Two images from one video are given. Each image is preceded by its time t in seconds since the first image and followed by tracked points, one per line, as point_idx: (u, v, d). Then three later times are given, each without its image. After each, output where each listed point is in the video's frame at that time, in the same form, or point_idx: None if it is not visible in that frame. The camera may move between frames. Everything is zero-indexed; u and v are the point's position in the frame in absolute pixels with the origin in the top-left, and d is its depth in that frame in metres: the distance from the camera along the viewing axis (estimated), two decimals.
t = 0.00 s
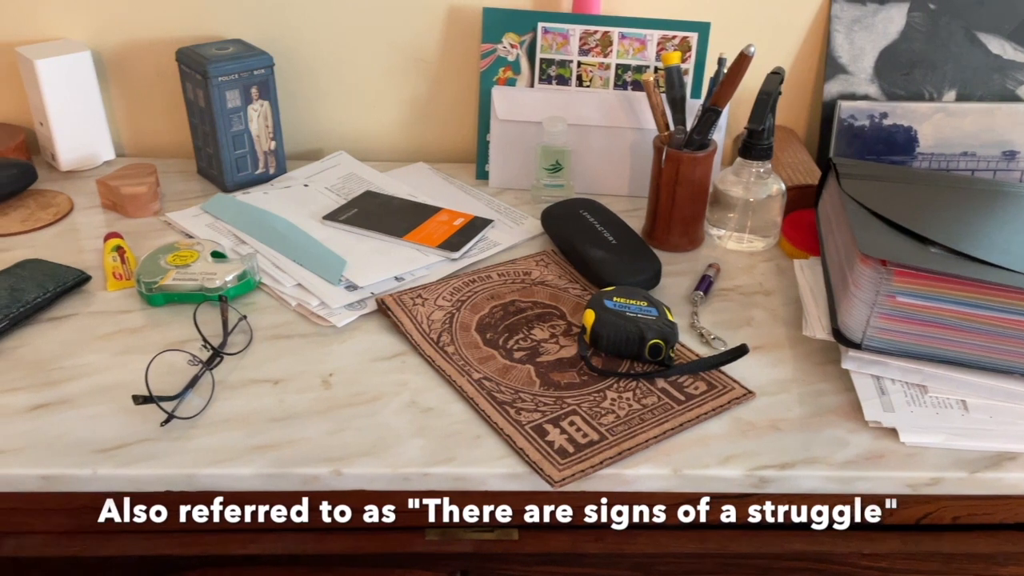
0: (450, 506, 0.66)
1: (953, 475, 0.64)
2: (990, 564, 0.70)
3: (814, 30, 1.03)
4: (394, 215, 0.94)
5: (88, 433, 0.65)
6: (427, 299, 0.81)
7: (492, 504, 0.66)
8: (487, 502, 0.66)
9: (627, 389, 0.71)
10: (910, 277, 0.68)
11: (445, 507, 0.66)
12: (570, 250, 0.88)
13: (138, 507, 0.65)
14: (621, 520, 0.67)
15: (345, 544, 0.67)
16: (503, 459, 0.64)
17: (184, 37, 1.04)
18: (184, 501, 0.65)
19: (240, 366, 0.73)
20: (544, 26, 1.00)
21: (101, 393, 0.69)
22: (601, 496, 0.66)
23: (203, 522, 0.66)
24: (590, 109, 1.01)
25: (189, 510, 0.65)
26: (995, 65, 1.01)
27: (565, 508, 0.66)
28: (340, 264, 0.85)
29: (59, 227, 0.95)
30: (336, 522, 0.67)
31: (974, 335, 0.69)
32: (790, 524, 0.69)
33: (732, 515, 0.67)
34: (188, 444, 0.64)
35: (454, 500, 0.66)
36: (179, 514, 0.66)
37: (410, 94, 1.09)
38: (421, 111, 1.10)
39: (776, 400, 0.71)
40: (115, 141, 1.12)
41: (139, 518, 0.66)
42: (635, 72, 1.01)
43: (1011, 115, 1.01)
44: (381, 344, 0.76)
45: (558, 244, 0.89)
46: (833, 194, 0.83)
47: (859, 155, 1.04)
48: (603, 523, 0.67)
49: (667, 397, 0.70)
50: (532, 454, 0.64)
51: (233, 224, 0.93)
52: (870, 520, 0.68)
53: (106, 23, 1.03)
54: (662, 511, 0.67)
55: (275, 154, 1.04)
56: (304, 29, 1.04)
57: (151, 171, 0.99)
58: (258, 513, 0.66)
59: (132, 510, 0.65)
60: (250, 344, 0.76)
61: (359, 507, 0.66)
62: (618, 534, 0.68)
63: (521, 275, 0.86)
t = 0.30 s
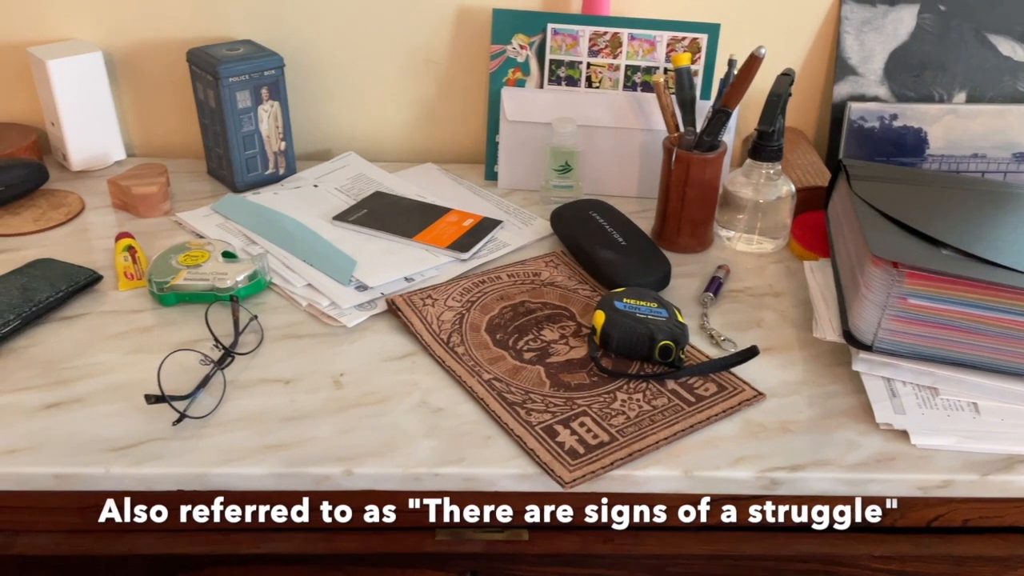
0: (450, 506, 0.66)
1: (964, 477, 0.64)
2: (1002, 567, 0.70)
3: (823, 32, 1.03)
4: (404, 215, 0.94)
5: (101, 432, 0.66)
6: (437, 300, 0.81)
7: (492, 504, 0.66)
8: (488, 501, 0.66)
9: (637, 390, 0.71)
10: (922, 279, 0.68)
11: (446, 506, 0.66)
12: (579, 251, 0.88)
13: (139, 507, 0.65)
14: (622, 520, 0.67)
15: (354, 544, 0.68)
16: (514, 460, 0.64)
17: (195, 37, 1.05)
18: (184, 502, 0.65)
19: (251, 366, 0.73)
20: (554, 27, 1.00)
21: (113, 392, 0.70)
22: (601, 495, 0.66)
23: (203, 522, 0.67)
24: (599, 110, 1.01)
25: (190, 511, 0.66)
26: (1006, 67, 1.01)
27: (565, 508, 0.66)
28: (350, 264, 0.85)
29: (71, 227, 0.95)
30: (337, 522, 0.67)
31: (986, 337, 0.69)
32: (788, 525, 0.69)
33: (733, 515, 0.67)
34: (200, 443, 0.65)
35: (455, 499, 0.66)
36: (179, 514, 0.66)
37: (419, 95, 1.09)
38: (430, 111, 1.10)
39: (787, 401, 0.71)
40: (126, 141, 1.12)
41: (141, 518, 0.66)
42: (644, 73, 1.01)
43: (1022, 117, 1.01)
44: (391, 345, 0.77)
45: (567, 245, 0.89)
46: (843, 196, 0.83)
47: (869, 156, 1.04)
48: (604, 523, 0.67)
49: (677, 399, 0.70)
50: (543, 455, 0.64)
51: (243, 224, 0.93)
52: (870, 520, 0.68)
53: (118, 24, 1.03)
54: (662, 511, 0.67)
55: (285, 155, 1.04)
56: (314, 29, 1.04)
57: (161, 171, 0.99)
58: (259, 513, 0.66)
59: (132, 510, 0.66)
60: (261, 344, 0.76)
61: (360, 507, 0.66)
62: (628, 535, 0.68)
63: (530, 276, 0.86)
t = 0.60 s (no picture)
0: (450, 506, 0.66)
1: (975, 481, 0.64)
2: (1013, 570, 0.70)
3: (833, 34, 1.03)
4: (413, 217, 0.94)
5: (113, 432, 0.66)
6: (446, 301, 0.81)
7: (493, 504, 0.66)
8: (487, 501, 0.66)
9: (647, 392, 0.71)
10: (933, 282, 0.67)
11: (446, 506, 0.66)
12: (588, 252, 0.88)
13: (139, 507, 0.66)
14: (623, 520, 0.67)
15: (364, 545, 0.68)
16: (525, 462, 0.64)
17: (206, 39, 1.05)
18: (185, 502, 0.65)
19: (262, 366, 0.73)
20: (564, 29, 1.00)
21: (125, 392, 0.70)
22: (601, 495, 0.65)
23: (204, 522, 0.67)
24: (609, 111, 1.01)
25: (191, 510, 0.66)
26: (1016, 69, 1.01)
27: (565, 508, 0.66)
28: (360, 265, 0.85)
29: (82, 227, 0.95)
30: (337, 522, 0.67)
31: (998, 341, 0.69)
32: (788, 527, 0.68)
33: (734, 515, 0.67)
34: (211, 444, 0.65)
35: (455, 499, 0.66)
36: (179, 514, 0.66)
37: (429, 96, 1.09)
38: (440, 113, 1.10)
39: (798, 404, 0.71)
40: (136, 142, 1.12)
41: (143, 518, 0.66)
42: (653, 75, 1.01)
43: None
44: (402, 346, 0.77)
45: (577, 247, 0.90)
46: (854, 199, 0.83)
47: (878, 159, 1.03)
48: (604, 522, 0.67)
49: (687, 401, 0.70)
50: (553, 456, 0.64)
51: (254, 225, 0.93)
52: (871, 520, 0.67)
53: (129, 25, 1.04)
54: (663, 511, 0.67)
55: (294, 156, 1.05)
56: (324, 31, 1.04)
57: (172, 172, 1.00)
58: (260, 513, 0.66)
59: (132, 510, 0.66)
60: (271, 345, 0.76)
61: (360, 507, 0.66)
62: (638, 537, 0.68)
63: (540, 278, 0.86)
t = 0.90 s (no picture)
0: (450, 506, 0.66)
1: (988, 484, 0.64)
2: None
3: (844, 35, 1.02)
4: (423, 218, 0.95)
5: (125, 432, 0.66)
6: (457, 302, 0.82)
7: (493, 504, 0.66)
8: (488, 501, 0.66)
9: (658, 393, 0.71)
10: (946, 285, 0.67)
11: (447, 506, 0.66)
12: (599, 254, 0.88)
13: (139, 507, 0.66)
14: (624, 519, 0.66)
15: (375, 545, 0.68)
16: (536, 463, 0.64)
17: (216, 40, 1.05)
18: (184, 502, 0.65)
19: (274, 367, 0.74)
20: (573, 31, 1.00)
21: (138, 391, 0.70)
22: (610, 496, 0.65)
23: (204, 522, 0.67)
24: (619, 113, 1.01)
25: (191, 510, 0.66)
26: None
27: (566, 508, 0.65)
28: (371, 266, 0.85)
29: (93, 227, 0.96)
30: (337, 522, 0.67)
31: (1010, 344, 0.68)
32: (790, 528, 0.68)
33: (734, 515, 0.66)
34: (223, 444, 0.65)
35: (455, 499, 0.66)
36: (179, 514, 0.66)
37: (438, 97, 1.09)
38: (449, 114, 1.10)
39: (809, 406, 0.71)
40: (147, 142, 1.13)
41: (143, 518, 0.66)
42: (663, 76, 1.01)
43: None
44: (412, 346, 0.77)
45: (587, 248, 0.90)
46: (865, 201, 0.83)
47: (889, 160, 1.03)
48: (605, 522, 0.67)
49: (698, 403, 0.70)
50: (565, 458, 0.64)
51: (264, 225, 0.94)
52: (872, 520, 0.67)
53: (140, 26, 1.04)
54: (664, 511, 0.66)
55: (304, 156, 1.05)
56: (335, 32, 1.05)
57: (183, 172, 1.00)
58: (260, 513, 0.66)
59: (132, 510, 0.66)
60: (282, 345, 0.76)
61: (360, 507, 0.66)
62: (648, 539, 0.68)
63: (550, 279, 0.86)
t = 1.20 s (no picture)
0: (451, 506, 0.66)
1: (1000, 486, 0.63)
2: None
3: (855, 37, 1.02)
4: (433, 218, 0.95)
5: (137, 431, 0.66)
6: (467, 303, 0.82)
7: (494, 503, 0.66)
8: (489, 501, 0.66)
9: (669, 395, 0.71)
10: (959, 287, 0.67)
11: (448, 506, 0.66)
12: (609, 255, 0.88)
13: (139, 507, 0.66)
14: (624, 519, 0.66)
15: (386, 545, 0.68)
16: (547, 464, 0.64)
17: (227, 40, 1.06)
18: (185, 502, 0.66)
19: (285, 366, 0.74)
20: (584, 31, 1.00)
21: (150, 391, 0.71)
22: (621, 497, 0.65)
23: (204, 522, 0.67)
24: (629, 114, 1.01)
25: (192, 510, 0.66)
26: None
27: (567, 508, 0.65)
28: (381, 266, 0.85)
29: (104, 227, 0.96)
30: (338, 522, 0.67)
31: None
32: (791, 530, 0.68)
33: (735, 515, 0.66)
34: (235, 443, 0.65)
35: (455, 499, 0.66)
36: (179, 513, 0.66)
37: (448, 97, 1.09)
38: (459, 114, 1.11)
39: (821, 408, 0.71)
40: (157, 142, 1.13)
41: (144, 518, 0.67)
42: (673, 77, 1.01)
43: None
44: (423, 347, 0.77)
45: (597, 249, 0.90)
46: (876, 202, 0.83)
47: (899, 162, 1.03)
48: (606, 522, 0.66)
49: (709, 404, 0.70)
50: (576, 459, 0.64)
51: (275, 226, 0.94)
52: (873, 520, 0.66)
53: (151, 27, 1.05)
54: (664, 511, 0.66)
55: (314, 157, 1.05)
56: (345, 33, 1.05)
57: (194, 172, 1.00)
58: (261, 513, 0.66)
59: (133, 510, 0.66)
60: (293, 345, 0.77)
61: (360, 507, 0.66)
62: (659, 540, 0.68)
63: (560, 280, 0.86)
